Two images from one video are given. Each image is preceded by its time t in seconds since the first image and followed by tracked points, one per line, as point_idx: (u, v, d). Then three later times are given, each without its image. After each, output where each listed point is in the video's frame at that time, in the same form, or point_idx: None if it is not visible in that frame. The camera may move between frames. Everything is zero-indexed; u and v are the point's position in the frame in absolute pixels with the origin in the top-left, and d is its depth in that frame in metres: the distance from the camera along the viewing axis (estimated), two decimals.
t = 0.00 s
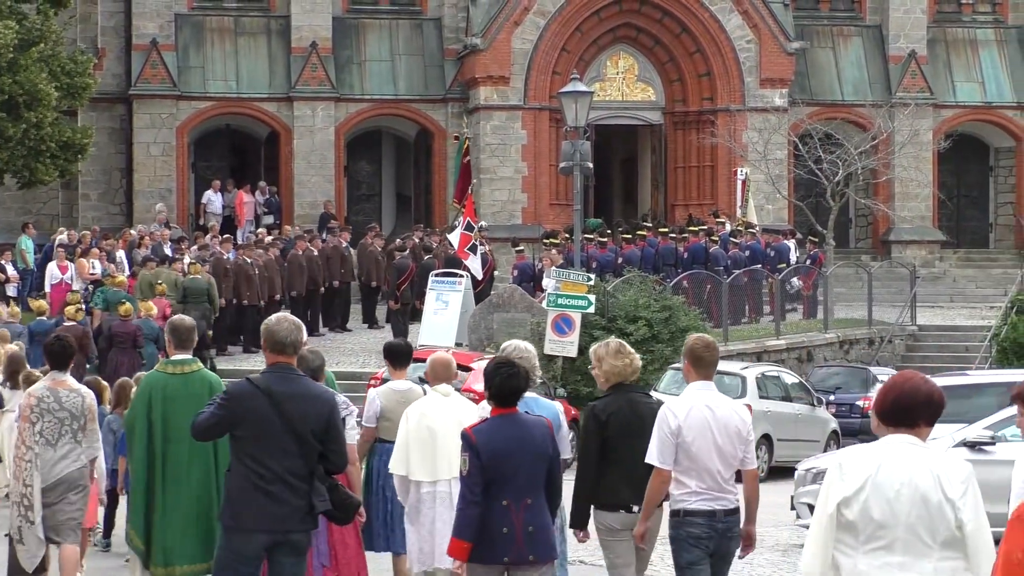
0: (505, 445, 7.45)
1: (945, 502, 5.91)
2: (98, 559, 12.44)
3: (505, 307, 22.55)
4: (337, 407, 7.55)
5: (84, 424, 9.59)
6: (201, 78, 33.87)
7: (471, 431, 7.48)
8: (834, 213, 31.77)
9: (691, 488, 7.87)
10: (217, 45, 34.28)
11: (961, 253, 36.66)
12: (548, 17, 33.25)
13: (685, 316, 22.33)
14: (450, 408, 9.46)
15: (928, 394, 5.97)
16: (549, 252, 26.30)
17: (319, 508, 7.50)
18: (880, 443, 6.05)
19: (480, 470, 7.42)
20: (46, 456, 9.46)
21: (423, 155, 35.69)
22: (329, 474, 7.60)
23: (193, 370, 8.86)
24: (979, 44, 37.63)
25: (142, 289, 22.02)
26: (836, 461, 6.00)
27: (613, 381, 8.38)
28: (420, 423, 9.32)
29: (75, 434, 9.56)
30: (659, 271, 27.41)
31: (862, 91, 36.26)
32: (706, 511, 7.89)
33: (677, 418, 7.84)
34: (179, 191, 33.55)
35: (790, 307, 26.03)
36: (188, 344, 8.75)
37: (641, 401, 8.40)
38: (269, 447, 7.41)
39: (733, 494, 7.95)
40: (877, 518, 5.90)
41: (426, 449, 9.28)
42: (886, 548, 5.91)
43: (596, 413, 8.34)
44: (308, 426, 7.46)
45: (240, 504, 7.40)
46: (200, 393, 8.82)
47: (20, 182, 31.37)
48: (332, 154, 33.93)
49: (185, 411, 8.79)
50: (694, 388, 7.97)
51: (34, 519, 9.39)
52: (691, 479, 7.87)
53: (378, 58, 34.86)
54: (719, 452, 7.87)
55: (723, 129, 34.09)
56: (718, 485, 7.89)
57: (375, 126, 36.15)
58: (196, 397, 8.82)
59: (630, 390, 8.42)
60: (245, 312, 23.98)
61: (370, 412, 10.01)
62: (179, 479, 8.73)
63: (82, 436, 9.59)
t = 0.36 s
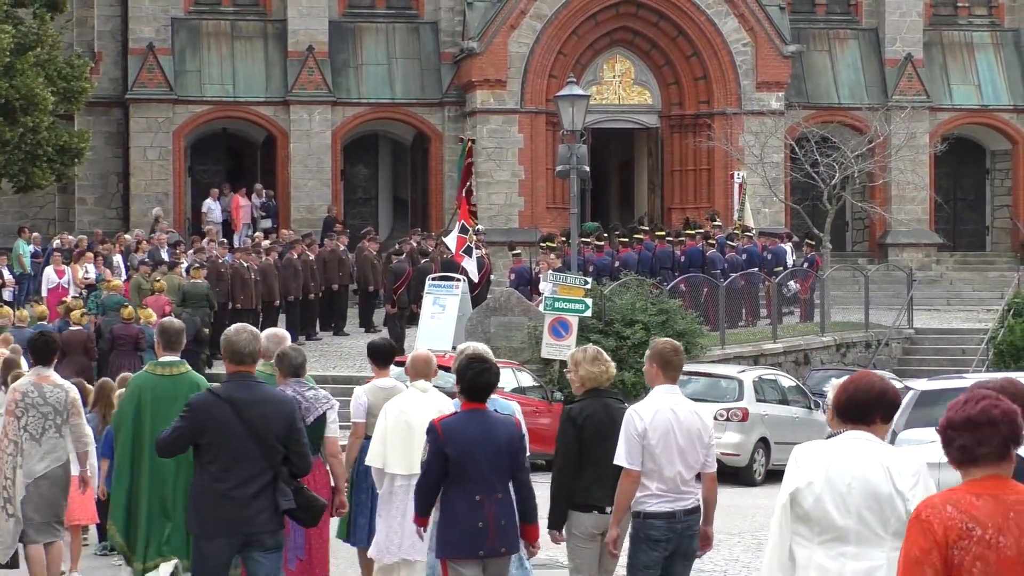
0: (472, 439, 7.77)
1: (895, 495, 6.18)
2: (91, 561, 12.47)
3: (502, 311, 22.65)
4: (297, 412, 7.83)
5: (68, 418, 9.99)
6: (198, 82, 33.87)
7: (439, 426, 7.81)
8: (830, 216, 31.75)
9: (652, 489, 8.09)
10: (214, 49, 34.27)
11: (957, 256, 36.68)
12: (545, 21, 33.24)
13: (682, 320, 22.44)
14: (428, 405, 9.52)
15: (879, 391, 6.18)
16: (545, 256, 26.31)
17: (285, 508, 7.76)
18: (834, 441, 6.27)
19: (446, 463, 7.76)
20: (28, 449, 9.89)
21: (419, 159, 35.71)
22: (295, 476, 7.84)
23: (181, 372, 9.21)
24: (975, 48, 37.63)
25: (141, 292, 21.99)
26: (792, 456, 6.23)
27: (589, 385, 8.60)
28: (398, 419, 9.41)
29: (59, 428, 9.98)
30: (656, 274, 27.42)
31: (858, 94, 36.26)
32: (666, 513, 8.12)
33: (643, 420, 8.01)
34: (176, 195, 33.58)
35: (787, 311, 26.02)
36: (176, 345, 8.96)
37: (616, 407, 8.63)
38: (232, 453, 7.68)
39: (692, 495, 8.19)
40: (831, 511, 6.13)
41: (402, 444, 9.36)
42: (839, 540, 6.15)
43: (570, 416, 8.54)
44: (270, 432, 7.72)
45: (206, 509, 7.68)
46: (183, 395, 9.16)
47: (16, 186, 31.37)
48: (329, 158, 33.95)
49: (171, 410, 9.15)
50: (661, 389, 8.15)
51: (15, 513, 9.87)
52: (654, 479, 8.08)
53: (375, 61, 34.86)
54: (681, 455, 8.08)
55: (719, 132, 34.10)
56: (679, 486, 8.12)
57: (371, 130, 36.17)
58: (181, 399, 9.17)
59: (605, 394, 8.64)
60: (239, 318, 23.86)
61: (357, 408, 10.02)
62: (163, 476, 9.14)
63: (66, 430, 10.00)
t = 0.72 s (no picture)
0: (451, 438, 7.85)
1: (841, 485, 6.64)
2: (83, 559, 12.47)
3: (499, 314, 22.66)
4: (256, 406, 8.13)
5: (57, 426, 10.13)
6: (195, 84, 33.86)
7: (417, 425, 7.88)
8: (827, 218, 31.72)
9: (612, 491, 8.13)
10: (210, 51, 34.24)
11: (954, 257, 36.70)
12: (542, 23, 33.22)
13: (680, 320, 22.42)
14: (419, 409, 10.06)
15: (830, 385, 6.69)
16: (543, 258, 26.31)
17: (240, 501, 8.08)
18: (790, 432, 6.78)
19: (425, 462, 7.82)
20: (18, 456, 10.05)
21: (416, 161, 35.73)
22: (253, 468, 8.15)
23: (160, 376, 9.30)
24: (972, 49, 37.63)
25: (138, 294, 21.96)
26: (746, 451, 6.76)
27: (560, 388, 8.71)
28: (392, 420, 9.97)
29: (48, 435, 10.11)
30: (654, 276, 27.42)
31: (855, 96, 36.25)
32: (622, 513, 8.14)
33: (602, 423, 8.10)
34: (173, 198, 33.58)
35: (784, 312, 26.00)
36: (154, 351, 9.05)
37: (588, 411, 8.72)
38: (192, 444, 7.99)
39: (652, 497, 8.21)
40: (779, 498, 6.67)
41: (392, 447, 9.94)
42: (788, 527, 6.68)
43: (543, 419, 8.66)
44: (228, 424, 8.04)
45: (165, 499, 8.00)
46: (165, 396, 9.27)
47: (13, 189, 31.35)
48: (326, 160, 33.94)
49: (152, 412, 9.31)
50: (620, 394, 8.24)
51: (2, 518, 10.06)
52: (613, 481, 8.12)
53: (372, 63, 34.85)
54: (640, 456, 8.15)
55: (716, 134, 34.11)
56: (638, 487, 8.15)
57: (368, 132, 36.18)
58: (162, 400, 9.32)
59: (576, 398, 8.73)
60: (235, 320, 23.91)
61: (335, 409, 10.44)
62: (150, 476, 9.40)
63: (55, 438, 10.14)
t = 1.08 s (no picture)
0: (425, 440, 8.03)
1: (812, 491, 6.58)
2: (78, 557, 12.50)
3: (496, 314, 22.58)
4: (237, 414, 8.44)
5: (45, 421, 9.87)
6: (193, 85, 33.88)
7: (394, 428, 8.04)
8: (824, 218, 31.71)
9: (564, 478, 8.52)
10: (208, 51, 34.24)
11: (952, 257, 36.71)
12: (540, 23, 33.22)
13: (678, 321, 22.41)
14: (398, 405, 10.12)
15: (798, 393, 6.62)
16: (540, 258, 26.31)
17: (219, 505, 8.37)
18: (761, 439, 6.71)
19: (405, 460, 7.98)
20: (8, 451, 9.75)
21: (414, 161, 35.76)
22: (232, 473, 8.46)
23: (136, 372, 9.84)
24: (970, 49, 37.64)
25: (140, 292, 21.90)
26: (719, 457, 6.69)
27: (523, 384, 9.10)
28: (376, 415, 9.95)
29: (36, 430, 9.84)
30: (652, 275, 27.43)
31: (853, 96, 36.26)
32: (578, 499, 8.52)
33: (554, 412, 8.49)
34: (170, 199, 33.58)
35: (782, 312, 26.01)
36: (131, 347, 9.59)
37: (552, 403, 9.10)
38: (176, 448, 8.28)
39: (607, 485, 8.60)
40: (752, 504, 6.59)
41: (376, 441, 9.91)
42: (761, 533, 6.60)
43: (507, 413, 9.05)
44: (210, 430, 8.33)
45: (149, 500, 8.26)
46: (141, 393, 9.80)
47: (11, 190, 31.36)
48: (324, 160, 33.95)
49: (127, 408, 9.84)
50: (575, 387, 8.62)
51: None
52: (565, 468, 8.51)
53: (370, 64, 34.86)
54: (592, 446, 8.50)
55: (714, 134, 34.11)
56: (591, 476, 8.52)
57: (366, 133, 36.20)
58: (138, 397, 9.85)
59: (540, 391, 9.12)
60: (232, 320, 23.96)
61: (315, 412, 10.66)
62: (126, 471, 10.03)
63: (43, 432, 9.87)
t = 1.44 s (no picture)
0: (394, 435, 8.30)
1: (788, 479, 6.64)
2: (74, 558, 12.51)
3: (495, 315, 22.48)
4: (213, 410, 8.71)
5: (23, 418, 10.12)
6: (191, 86, 33.87)
7: (362, 422, 8.33)
8: (823, 219, 31.71)
9: (541, 480, 8.55)
10: (207, 53, 34.23)
11: (950, 257, 36.72)
12: (538, 24, 33.21)
13: (677, 323, 22.45)
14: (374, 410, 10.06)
15: (770, 386, 6.73)
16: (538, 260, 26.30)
17: (205, 495, 8.57)
18: (736, 430, 6.78)
19: (373, 455, 8.29)
20: None
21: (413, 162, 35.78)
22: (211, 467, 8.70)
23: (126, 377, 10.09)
24: (969, 50, 37.63)
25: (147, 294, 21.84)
26: (694, 447, 6.79)
27: (514, 385, 9.15)
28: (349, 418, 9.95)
29: (14, 427, 10.09)
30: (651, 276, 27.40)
31: (852, 97, 36.26)
32: (554, 501, 8.57)
33: (531, 416, 8.51)
34: (169, 200, 33.57)
35: (780, 314, 26.00)
36: (122, 351, 9.79)
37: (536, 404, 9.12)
38: (158, 443, 8.52)
39: (583, 487, 8.64)
40: (728, 492, 6.67)
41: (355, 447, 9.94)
42: (737, 519, 6.68)
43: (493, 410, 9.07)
44: (190, 424, 8.59)
45: (144, 496, 8.47)
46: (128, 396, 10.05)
47: (10, 192, 31.37)
48: (322, 161, 33.93)
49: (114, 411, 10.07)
50: (553, 391, 8.62)
51: None
52: (543, 471, 8.54)
53: (368, 65, 34.86)
54: (568, 449, 8.53)
55: (713, 135, 34.10)
56: (568, 478, 8.56)
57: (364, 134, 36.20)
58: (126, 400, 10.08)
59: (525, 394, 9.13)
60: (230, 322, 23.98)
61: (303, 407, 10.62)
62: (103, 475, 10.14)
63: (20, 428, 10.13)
